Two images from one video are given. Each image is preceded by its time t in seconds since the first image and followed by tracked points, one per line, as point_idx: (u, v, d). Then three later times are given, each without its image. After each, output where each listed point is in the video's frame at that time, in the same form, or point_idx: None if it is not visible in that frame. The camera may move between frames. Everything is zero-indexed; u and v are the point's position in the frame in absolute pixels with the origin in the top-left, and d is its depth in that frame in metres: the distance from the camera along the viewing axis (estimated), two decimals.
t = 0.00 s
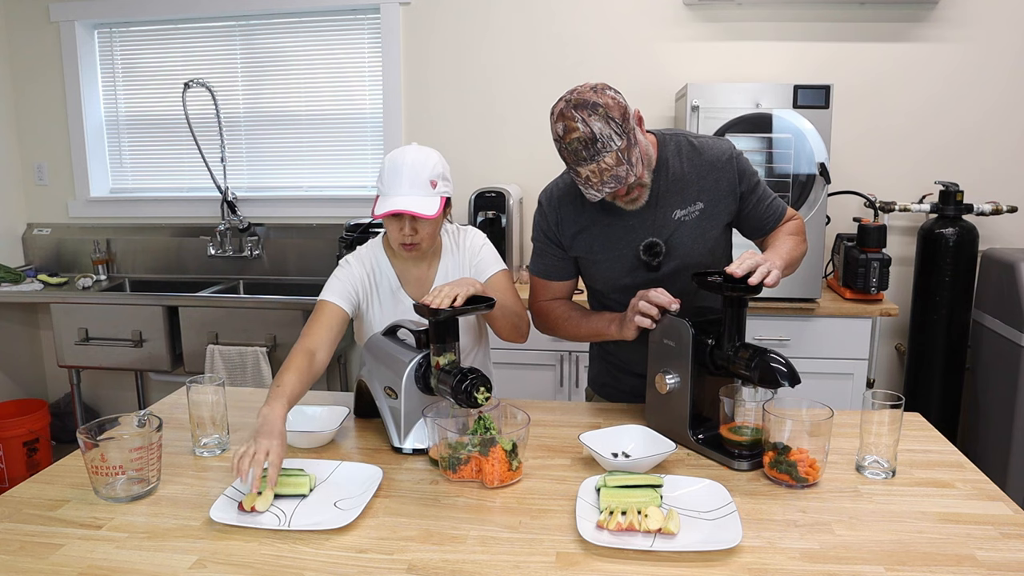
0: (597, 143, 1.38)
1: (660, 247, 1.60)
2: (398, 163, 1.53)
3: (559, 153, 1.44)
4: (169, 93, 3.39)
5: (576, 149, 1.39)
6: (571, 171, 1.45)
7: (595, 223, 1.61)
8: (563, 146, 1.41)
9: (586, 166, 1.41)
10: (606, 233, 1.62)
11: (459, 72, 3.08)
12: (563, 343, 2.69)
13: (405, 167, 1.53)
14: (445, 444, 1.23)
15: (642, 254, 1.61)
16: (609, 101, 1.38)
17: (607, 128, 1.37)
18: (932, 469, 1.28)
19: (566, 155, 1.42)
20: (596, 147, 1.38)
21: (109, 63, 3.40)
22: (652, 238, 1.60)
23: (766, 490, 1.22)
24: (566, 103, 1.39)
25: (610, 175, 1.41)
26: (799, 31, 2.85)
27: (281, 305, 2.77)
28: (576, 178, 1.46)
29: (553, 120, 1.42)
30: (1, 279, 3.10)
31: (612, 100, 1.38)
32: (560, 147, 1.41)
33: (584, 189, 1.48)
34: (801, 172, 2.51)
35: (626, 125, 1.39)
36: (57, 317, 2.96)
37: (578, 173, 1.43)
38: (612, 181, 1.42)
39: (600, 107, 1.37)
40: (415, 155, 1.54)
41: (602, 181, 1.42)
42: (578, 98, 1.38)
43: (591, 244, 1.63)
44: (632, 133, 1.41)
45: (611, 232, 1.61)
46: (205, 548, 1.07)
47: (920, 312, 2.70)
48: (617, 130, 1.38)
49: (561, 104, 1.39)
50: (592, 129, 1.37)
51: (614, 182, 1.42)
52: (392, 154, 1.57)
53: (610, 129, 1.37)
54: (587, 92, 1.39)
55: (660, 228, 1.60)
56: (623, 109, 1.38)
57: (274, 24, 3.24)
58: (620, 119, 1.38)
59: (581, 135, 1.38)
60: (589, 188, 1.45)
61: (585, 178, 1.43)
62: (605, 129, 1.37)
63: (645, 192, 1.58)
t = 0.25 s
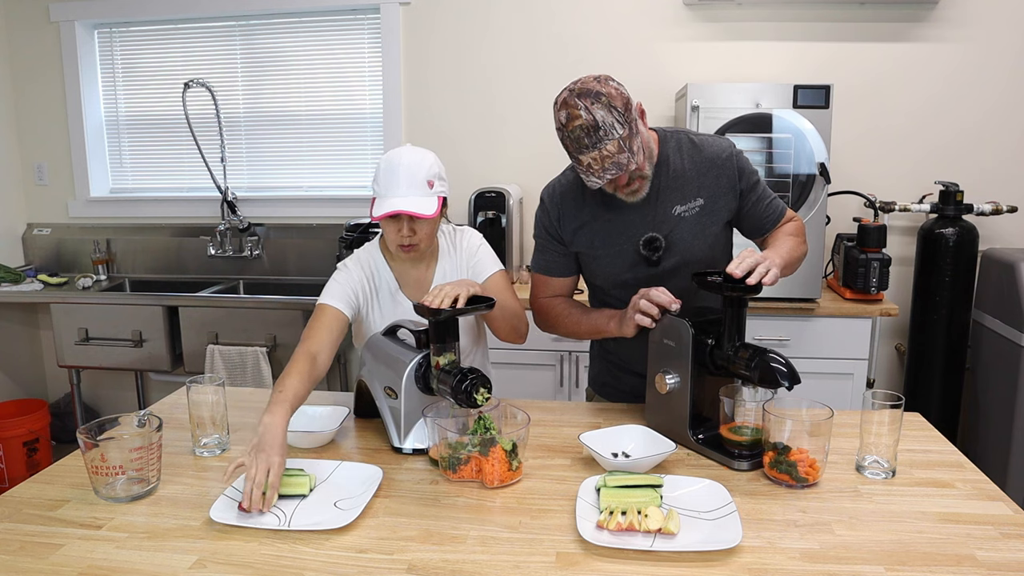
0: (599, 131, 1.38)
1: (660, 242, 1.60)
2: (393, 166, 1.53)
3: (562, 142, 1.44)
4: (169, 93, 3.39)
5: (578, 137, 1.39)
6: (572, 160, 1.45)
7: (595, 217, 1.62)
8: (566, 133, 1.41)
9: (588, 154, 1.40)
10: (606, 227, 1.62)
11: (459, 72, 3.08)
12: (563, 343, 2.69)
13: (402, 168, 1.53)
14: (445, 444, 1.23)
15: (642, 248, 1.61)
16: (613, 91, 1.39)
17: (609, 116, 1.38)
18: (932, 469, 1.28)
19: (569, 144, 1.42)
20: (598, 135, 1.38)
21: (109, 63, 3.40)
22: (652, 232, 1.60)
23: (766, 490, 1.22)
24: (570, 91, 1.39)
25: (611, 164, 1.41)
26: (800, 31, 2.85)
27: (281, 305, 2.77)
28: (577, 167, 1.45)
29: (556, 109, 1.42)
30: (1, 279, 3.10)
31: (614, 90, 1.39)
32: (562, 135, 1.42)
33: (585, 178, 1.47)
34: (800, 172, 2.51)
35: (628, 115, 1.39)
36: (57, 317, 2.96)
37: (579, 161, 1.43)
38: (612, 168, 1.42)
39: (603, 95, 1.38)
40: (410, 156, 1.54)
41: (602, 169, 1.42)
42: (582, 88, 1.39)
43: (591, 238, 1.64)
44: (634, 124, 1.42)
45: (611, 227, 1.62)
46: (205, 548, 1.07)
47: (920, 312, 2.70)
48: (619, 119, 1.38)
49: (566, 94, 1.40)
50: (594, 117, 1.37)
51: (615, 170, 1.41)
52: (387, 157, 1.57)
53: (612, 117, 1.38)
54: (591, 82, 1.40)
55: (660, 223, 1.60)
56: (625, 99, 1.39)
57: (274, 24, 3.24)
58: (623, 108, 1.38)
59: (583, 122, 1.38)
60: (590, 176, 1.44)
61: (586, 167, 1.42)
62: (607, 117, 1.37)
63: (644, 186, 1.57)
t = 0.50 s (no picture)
0: (606, 103, 1.37)
1: (663, 231, 1.61)
2: (404, 158, 1.53)
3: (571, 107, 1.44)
4: (169, 92, 3.39)
5: (584, 102, 1.39)
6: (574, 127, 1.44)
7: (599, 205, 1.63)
8: (575, 97, 1.41)
9: (587, 123, 1.40)
10: (611, 215, 1.63)
11: (459, 73, 3.08)
12: (563, 343, 2.69)
13: (414, 160, 1.53)
14: (445, 444, 1.23)
15: (645, 237, 1.62)
16: (633, 72, 1.39)
17: (620, 94, 1.37)
18: (932, 469, 1.28)
19: (575, 109, 1.42)
20: (603, 107, 1.37)
21: (109, 63, 3.40)
22: (656, 221, 1.61)
23: (766, 490, 1.22)
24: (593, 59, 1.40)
25: (606, 139, 1.39)
26: (800, 31, 2.85)
27: (281, 305, 2.77)
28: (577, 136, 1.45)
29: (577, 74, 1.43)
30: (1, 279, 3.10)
31: (635, 72, 1.39)
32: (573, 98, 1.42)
33: (579, 147, 1.46)
34: (801, 172, 2.51)
35: (640, 100, 1.39)
36: (57, 317, 2.96)
37: (579, 129, 1.42)
38: (604, 143, 1.40)
39: (621, 73, 1.38)
40: (419, 149, 1.54)
41: (596, 141, 1.41)
42: (607, 61, 1.41)
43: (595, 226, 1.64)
44: (645, 111, 1.41)
45: (616, 214, 1.62)
46: (205, 548, 1.07)
47: (920, 311, 2.70)
48: (629, 99, 1.38)
49: (590, 61, 1.42)
50: (606, 89, 1.37)
51: (608, 146, 1.40)
52: (394, 149, 1.57)
53: (623, 96, 1.37)
54: (617, 59, 1.41)
55: (664, 213, 1.61)
56: (643, 84, 1.39)
57: (274, 24, 3.24)
58: (636, 91, 1.38)
59: (594, 91, 1.38)
60: (583, 144, 1.43)
61: (583, 134, 1.41)
62: (619, 94, 1.37)
63: (635, 176, 1.55)
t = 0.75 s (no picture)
0: (624, 82, 1.39)
1: (672, 223, 1.60)
2: (423, 147, 1.54)
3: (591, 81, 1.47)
4: (169, 92, 3.39)
5: (603, 76, 1.41)
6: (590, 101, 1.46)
7: (608, 195, 1.63)
8: (597, 71, 1.44)
9: (602, 97, 1.42)
10: (620, 204, 1.62)
11: (459, 72, 3.08)
12: (563, 343, 2.69)
13: (434, 149, 1.54)
14: (445, 444, 1.23)
15: (653, 228, 1.61)
16: (658, 59, 1.41)
17: (639, 76, 1.39)
18: (932, 469, 1.28)
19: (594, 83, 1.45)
20: (620, 84, 1.39)
21: (109, 63, 3.40)
22: (665, 213, 1.61)
23: (766, 490, 1.22)
24: (623, 39, 1.42)
25: (614, 116, 1.41)
26: (799, 32, 2.85)
27: (281, 305, 2.77)
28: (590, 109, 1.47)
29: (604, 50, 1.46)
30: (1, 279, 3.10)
31: (660, 60, 1.41)
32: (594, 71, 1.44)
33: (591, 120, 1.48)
34: (801, 172, 2.51)
35: (658, 87, 1.40)
36: (58, 317, 2.96)
37: (593, 103, 1.44)
38: (612, 120, 1.42)
39: (645, 58, 1.40)
40: (438, 140, 1.56)
41: (605, 116, 1.42)
42: (636, 43, 1.42)
43: (603, 217, 1.64)
44: (661, 99, 1.42)
45: (626, 204, 1.62)
46: (205, 548, 1.07)
47: (920, 311, 2.70)
48: (647, 83, 1.39)
49: (619, 40, 1.44)
50: (626, 68, 1.39)
51: (614, 123, 1.42)
52: (411, 139, 1.58)
53: (641, 78, 1.39)
54: (646, 43, 1.43)
55: (674, 206, 1.61)
56: (664, 72, 1.40)
57: (274, 24, 3.24)
58: (655, 77, 1.39)
59: (615, 68, 1.40)
60: (593, 118, 1.45)
61: (595, 107, 1.43)
62: (638, 75, 1.39)
63: (639, 164, 1.55)
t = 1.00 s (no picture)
0: (631, 79, 1.39)
1: (679, 225, 1.61)
2: (441, 141, 1.56)
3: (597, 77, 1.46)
4: (169, 92, 3.39)
5: (611, 73, 1.40)
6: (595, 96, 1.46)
7: (614, 197, 1.62)
8: (604, 66, 1.43)
9: (608, 93, 1.42)
10: (626, 206, 1.62)
11: (459, 72, 3.08)
12: (563, 343, 2.69)
13: (451, 145, 1.57)
14: (445, 444, 1.23)
15: (661, 230, 1.62)
16: (665, 58, 1.41)
17: (646, 74, 1.39)
18: (932, 469, 1.28)
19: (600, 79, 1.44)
20: (627, 81, 1.39)
21: (109, 63, 3.40)
22: (671, 215, 1.61)
23: (766, 490, 1.22)
24: (632, 36, 1.42)
25: (620, 112, 1.41)
26: (799, 32, 2.85)
27: (281, 305, 2.77)
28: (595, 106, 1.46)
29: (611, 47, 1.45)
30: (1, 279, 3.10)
31: (668, 59, 1.41)
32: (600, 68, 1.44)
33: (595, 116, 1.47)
34: (800, 172, 2.51)
35: (665, 85, 1.40)
36: (57, 317, 2.96)
37: (598, 98, 1.44)
38: (617, 116, 1.42)
39: (653, 55, 1.40)
40: (455, 136, 1.59)
41: (611, 113, 1.42)
42: (643, 41, 1.42)
43: (609, 220, 1.63)
44: (667, 98, 1.42)
45: (632, 206, 1.62)
46: (205, 548, 1.07)
47: (921, 312, 2.70)
48: (654, 81, 1.39)
49: (627, 37, 1.43)
50: (634, 65, 1.39)
51: (619, 119, 1.41)
52: (429, 135, 1.60)
53: (648, 76, 1.39)
54: (654, 42, 1.43)
55: (680, 207, 1.61)
56: (671, 71, 1.40)
57: (274, 24, 3.24)
58: (662, 75, 1.39)
59: (622, 64, 1.40)
60: (598, 114, 1.44)
61: (601, 104, 1.43)
62: (645, 73, 1.39)
63: (641, 164, 1.55)
